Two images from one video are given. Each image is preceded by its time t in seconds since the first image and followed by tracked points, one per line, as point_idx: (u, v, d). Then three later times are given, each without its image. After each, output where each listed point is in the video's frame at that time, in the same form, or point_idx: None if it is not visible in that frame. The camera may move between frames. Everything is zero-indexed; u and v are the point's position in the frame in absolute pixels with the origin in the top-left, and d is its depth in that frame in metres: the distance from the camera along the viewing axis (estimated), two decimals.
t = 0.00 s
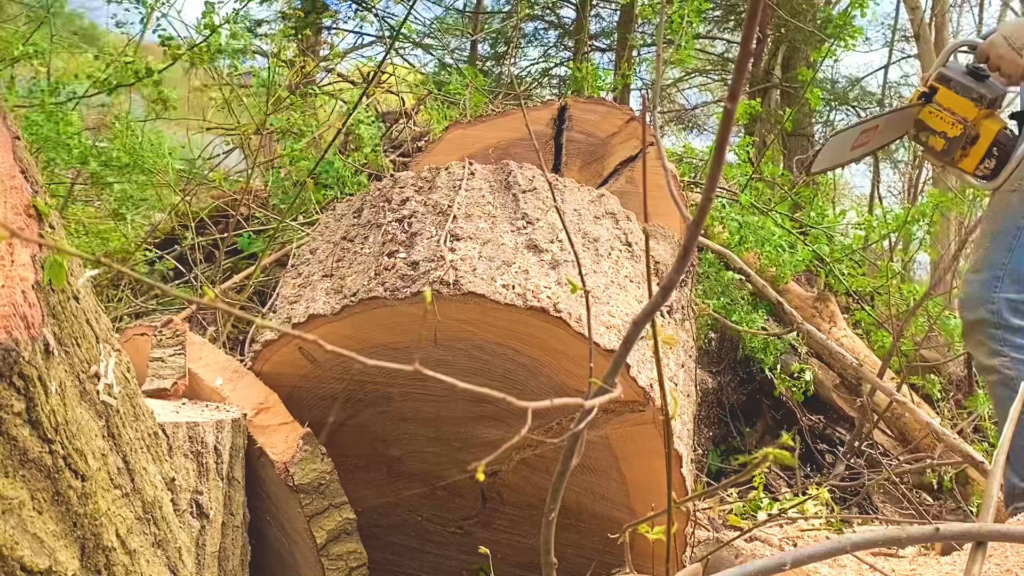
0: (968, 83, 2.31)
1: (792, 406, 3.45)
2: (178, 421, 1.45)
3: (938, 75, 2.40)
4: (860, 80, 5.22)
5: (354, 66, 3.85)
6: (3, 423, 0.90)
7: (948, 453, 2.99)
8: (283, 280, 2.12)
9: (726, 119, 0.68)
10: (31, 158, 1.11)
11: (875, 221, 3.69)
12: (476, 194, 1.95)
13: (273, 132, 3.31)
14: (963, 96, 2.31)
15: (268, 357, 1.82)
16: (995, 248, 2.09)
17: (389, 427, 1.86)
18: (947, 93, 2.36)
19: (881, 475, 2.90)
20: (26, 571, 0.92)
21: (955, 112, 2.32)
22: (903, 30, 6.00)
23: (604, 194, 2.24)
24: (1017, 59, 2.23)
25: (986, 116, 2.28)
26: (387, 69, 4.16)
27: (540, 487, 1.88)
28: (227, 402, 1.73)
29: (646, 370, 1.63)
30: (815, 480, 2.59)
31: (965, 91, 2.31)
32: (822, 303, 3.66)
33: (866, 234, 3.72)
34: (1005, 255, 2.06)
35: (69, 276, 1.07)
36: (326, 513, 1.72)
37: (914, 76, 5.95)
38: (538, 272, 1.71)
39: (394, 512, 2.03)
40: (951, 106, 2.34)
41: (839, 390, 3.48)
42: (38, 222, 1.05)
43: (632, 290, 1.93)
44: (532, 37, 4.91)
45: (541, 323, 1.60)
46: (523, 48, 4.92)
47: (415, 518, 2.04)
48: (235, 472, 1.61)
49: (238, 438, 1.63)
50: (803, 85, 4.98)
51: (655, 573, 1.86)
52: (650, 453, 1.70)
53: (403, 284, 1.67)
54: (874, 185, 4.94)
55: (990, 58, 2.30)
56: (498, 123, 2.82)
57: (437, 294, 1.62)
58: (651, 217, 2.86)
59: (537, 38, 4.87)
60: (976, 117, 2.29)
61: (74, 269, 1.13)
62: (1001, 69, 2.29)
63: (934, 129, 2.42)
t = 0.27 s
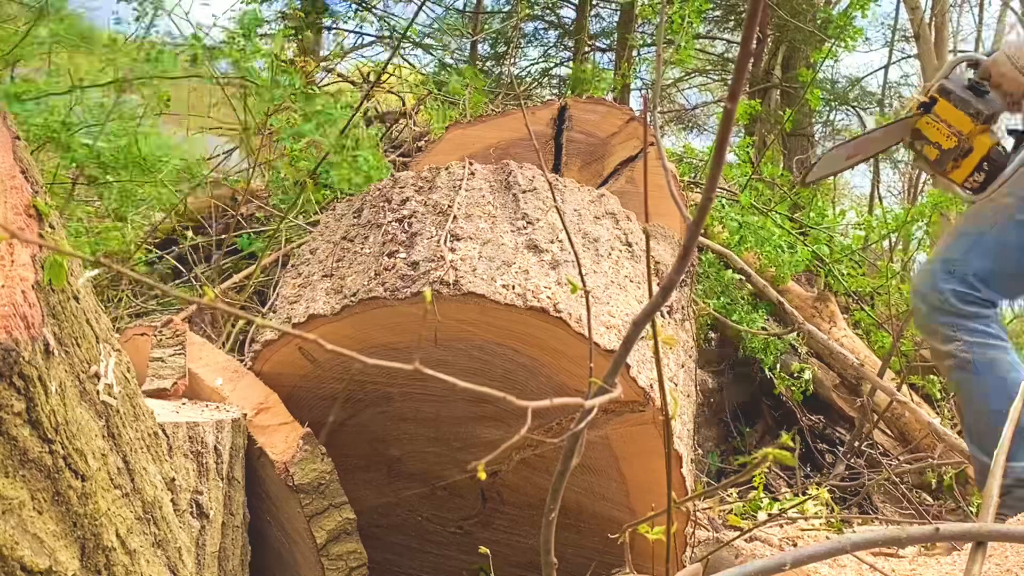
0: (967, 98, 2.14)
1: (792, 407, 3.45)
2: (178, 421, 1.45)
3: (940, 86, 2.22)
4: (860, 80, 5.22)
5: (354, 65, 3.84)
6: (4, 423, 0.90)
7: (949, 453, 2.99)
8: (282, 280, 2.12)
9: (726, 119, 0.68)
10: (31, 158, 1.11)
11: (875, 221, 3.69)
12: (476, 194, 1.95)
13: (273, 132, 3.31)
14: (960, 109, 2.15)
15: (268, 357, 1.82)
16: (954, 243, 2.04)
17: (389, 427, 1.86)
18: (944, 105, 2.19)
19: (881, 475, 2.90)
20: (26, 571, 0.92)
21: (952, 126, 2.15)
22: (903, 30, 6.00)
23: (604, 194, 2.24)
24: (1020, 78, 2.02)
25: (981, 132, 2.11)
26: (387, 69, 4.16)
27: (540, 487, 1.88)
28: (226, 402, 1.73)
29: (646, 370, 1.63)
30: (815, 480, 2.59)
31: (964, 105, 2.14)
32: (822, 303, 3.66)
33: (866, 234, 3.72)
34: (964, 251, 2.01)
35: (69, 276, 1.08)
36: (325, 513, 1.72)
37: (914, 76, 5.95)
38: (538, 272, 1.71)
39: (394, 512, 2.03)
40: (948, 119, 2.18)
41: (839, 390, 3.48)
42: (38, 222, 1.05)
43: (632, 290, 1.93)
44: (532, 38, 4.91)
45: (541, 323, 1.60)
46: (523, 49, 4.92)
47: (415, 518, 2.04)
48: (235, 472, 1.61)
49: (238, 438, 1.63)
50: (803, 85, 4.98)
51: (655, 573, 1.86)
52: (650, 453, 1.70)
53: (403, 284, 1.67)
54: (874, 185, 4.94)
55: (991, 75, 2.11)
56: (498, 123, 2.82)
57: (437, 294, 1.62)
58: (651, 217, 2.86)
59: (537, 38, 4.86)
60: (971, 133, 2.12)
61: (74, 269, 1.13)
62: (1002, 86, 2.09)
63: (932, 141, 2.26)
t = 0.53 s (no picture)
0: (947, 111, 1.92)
1: (792, 406, 3.45)
2: (178, 421, 1.45)
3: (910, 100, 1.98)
4: (860, 80, 5.22)
5: (354, 65, 3.85)
6: (3, 423, 0.90)
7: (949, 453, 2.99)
8: (282, 280, 2.12)
9: (726, 119, 0.68)
10: (31, 157, 1.11)
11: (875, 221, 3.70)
12: (476, 194, 1.95)
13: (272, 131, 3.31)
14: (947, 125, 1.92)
15: (268, 357, 1.82)
16: (960, 259, 1.98)
17: (389, 427, 1.86)
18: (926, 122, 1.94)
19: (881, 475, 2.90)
20: (26, 571, 0.92)
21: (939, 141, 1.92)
22: (903, 30, 6.00)
23: (604, 194, 2.24)
24: (996, 83, 1.88)
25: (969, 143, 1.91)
26: (387, 69, 4.16)
27: (540, 487, 1.88)
28: (226, 402, 1.73)
29: (646, 370, 1.63)
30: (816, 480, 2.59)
31: (947, 118, 1.92)
32: (822, 303, 3.66)
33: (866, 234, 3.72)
34: (971, 265, 1.96)
35: (69, 276, 1.08)
36: (325, 513, 1.71)
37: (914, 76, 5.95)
38: (538, 272, 1.71)
39: (394, 512, 2.03)
40: (933, 135, 1.93)
41: (839, 390, 3.48)
42: (38, 222, 1.05)
43: (632, 290, 1.93)
44: (532, 37, 4.91)
45: (541, 323, 1.60)
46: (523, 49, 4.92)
47: (415, 518, 2.04)
48: (235, 472, 1.61)
49: (237, 438, 1.63)
50: (803, 85, 4.98)
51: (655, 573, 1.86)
52: (650, 453, 1.70)
53: (403, 284, 1.67)
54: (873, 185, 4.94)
55: (964, 82, 1.93)
56: (498, 123, 2.83)
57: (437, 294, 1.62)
58: (651, 217, 2.86)
59: (537, 38, 4.87)
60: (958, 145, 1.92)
61: (74, 269, 1.13)
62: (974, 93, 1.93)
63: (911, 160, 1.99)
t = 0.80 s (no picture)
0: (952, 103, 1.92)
1: (792, 406, 3.45)
2: (178, 421, 1.45)
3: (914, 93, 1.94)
4: (860, 80, 5.22)
5: (354, 66, 3.85)
6: (3, 423, 0.90)
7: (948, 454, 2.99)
8: (283, 280, 2.12)
9: (726, 119, 0.68)
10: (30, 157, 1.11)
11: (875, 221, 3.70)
12: (476, 194, 1.95)
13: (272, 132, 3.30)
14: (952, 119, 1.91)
15: (268, 357, 1.82)
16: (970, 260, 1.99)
17: (389, 427, 1.86)
18: (931, 116, 1.92)
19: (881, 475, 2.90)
20: (26, 571, 0.92)
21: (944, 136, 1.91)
22: (903, 30, 6.00)
23: (604, 194, 2.24)
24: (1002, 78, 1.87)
25: (971, 136, 1.91)
26: (387, 69, 4.16)
27: (540, 487, 1.88)
28: (226, 402, 1.73)
29: (646, 370, 1.63)
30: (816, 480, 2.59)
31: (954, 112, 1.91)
32: (821, 303, 3.66)
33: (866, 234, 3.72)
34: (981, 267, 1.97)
35: (69, 276, 1.07)
36: (325, 513, 1.71)
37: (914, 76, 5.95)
38: (537, 272, 1.71)
39: (394, 512, 2.03)
40: (938, 130, 1.92)
41: (839, 390, 3.48)
42: (38, 222, 1.04)
43: (631, 290, 1.93)
44: (532, 37, 4.91)
45: (541, 323, 1.60)
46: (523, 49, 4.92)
47: (415, 518, 2.04)
48: (235, 472, 1.61)
49: (238, 438, 1.62)
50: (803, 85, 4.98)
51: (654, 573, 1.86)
52: (650, 453, 1.70)
53: (403, 284, 1.67)
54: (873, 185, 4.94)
55: (968, 74, 1.91)
56: (498, 122, 2.83)
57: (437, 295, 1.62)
58: (651, 217, 2.86)
59: (537, 38, 4.87)
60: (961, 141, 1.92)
61: (74, 269, 1.13)
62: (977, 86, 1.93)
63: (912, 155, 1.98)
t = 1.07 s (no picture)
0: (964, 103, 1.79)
1: (792, 406, 3.45)
2: (178, 421, 1.45)
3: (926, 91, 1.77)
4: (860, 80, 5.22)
5: (354, 66, 3.84)
6: (3, 423, 0.90)
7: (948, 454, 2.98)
8: (283, 280, 2.12)
9: (726, 119, 0.68)
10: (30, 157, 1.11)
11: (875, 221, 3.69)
12: (477, 194, 1.95)
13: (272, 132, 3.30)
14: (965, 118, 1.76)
15: (268, 357, 1.82)
16: (963, 264, 1.91)
17: (389, 427, 1.86)
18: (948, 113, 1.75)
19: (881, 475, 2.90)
20: (26, 571, 0.92)
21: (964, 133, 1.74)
22: (904, 30, 6.00)
23: (604, 194, 2.24)
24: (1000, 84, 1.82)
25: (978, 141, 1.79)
26: (387, 69, 4.16)
27: (540, 487, 1.88)
28: (226, 402, 1.73)
29: (646, 370, 1.64)
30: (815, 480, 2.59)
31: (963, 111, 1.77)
32: (821, 303, 3.66)
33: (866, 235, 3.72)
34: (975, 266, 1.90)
35: (69, 276, 1.08)
36: (325, 513, 1.71)
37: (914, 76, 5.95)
38: (537, 273, 1.71)
39: (394, 512, 2.03)
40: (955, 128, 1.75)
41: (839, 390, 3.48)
42: (38, 222, 1.04)
43: (631, 290, 1.93)
44: (532, 38, 4.92)
45: (541, 323, 1.60)
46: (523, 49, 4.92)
47: (415, 518, 2.04)
48: (235, 472, 1.61)
49: (237, 438, 1.62)
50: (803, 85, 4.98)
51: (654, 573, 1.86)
52: (650, 453, 1.70)
53: (403, 284, 1.67)
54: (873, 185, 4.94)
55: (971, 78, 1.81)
56: (498, 122, 2.83)
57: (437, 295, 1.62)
58: (651, 217, 2.86)
59: (537, 38, 4.87)
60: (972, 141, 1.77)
61: (74, 269, 1.13)
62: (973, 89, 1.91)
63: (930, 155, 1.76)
